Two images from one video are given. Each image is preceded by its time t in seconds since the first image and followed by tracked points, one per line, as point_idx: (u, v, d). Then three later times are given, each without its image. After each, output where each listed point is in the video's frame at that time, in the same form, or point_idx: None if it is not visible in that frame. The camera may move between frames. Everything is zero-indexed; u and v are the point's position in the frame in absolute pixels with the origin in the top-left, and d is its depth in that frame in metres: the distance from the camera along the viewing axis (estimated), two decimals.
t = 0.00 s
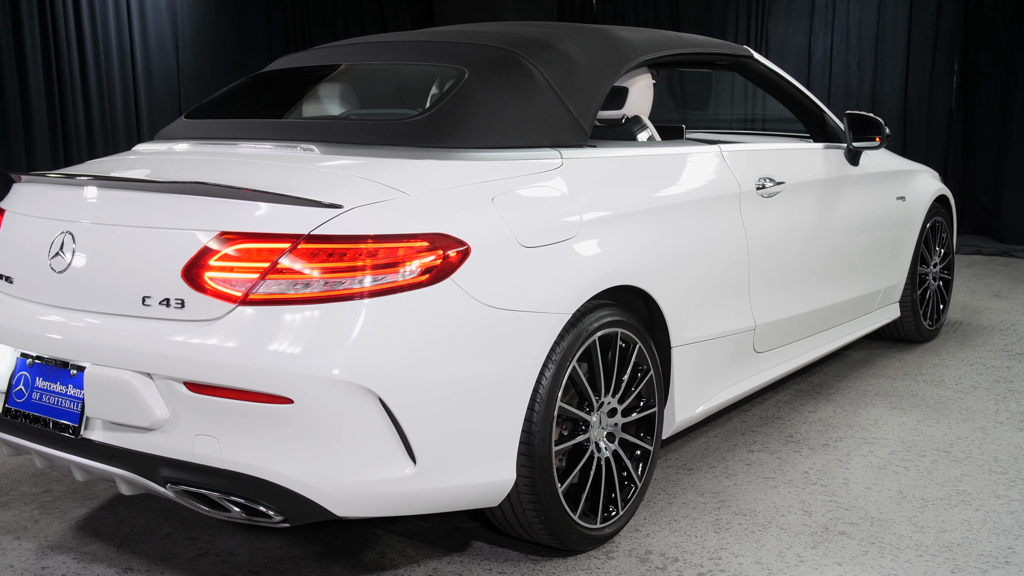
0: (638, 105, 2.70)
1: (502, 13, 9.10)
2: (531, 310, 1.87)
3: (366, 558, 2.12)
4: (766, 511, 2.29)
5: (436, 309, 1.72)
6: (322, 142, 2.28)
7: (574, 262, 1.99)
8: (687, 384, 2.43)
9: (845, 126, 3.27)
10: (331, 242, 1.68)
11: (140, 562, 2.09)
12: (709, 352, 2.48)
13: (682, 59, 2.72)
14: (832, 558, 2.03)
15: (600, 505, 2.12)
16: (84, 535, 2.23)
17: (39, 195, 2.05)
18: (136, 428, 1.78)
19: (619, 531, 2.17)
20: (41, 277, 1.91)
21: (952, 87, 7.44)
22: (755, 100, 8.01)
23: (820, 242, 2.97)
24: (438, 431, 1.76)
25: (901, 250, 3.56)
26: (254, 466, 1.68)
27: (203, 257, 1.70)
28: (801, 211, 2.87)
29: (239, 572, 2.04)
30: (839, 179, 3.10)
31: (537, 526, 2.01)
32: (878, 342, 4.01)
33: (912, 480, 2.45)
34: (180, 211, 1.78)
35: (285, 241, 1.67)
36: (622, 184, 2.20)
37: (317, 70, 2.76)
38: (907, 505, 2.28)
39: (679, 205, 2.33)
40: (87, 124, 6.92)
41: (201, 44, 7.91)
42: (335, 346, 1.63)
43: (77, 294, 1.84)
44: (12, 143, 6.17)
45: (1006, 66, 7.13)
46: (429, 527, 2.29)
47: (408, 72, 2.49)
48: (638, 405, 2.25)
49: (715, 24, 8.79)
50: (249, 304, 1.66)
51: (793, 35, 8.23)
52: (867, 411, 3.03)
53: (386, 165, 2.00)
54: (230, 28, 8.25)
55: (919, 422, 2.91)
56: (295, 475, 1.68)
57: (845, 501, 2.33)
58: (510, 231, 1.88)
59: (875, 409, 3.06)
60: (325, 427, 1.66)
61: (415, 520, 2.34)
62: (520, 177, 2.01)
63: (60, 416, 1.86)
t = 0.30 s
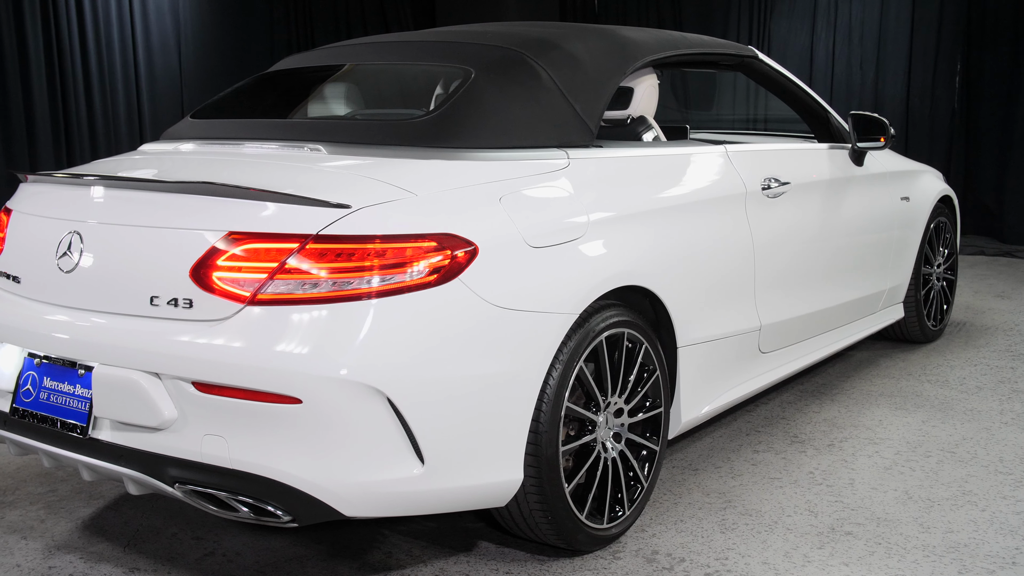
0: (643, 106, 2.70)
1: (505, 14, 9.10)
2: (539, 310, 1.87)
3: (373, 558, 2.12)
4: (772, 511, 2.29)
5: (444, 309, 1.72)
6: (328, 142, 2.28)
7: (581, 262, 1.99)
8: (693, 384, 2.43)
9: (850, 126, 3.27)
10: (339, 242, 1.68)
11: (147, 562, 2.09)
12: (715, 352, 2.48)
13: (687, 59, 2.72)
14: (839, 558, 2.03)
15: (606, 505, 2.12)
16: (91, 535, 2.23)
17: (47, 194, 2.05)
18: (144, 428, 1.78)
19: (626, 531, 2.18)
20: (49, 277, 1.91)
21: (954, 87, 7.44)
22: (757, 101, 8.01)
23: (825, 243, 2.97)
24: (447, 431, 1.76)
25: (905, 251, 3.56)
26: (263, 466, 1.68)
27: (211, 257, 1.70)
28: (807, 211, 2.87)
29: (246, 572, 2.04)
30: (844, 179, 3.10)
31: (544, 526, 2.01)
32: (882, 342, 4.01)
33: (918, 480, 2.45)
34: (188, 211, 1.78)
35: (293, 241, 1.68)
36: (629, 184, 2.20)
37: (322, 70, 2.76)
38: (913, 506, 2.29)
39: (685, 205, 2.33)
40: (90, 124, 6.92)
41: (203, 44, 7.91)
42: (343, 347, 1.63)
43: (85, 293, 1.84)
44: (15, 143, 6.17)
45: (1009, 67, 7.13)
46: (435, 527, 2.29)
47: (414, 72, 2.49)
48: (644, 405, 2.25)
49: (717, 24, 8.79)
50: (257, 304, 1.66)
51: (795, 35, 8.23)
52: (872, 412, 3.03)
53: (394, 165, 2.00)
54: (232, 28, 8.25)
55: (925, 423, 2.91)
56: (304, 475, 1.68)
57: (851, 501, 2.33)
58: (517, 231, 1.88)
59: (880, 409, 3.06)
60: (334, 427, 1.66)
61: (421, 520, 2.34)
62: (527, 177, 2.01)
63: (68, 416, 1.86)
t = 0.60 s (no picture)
0: (649, 107, 2.70)
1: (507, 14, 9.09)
2: (548, 310, 1.87)
3: (381, 558, 2.12)
4: (779, 512, 2.29)
5: (454, 309, 1.72)
6: (336, 142, 2.28)
7: (589, 262, 1.99)
8: (700, 384, 2.43)
9: (855, 126, 3.26)
10: (349, 243, 1.68)
11: (154, 562, 2.09)
12: (721, 353, 2.48)
13: (694, 59, 2.72)
14: (846, 559, 2.03)
15: (613, 505, 2.12)
16: (98, 534, 2.23)
17: (55, 194, 2.05)
18: (153, 428, 1.78)
19: (633, 531, 2.18)
20: (58, 277, 1.91)
21: (957, 87, 7.45)
22: (760, 101, 8.01)
23: (831, 243, 2.97)
24: (456, 431, 1.76)
25: (910, 251, 3.56)
26: (272, 466, 1.68)
27: (221, 257, 1.70)
28: (812, 211, 2.87)
29: (254, 572, 2.04)
30: (849, 180, 3.10)
31: (552, 526, 2.01)
32: (886, 343, 4.01)
33: (924, 481, 2.45)
34: (197, 211, 1.78)
35: (302, 241, 1.68)
36: (636, 184, 2.20)
37: (327, 70, 2.76)
38: (920, 507, 2.28)
39: (692, 205, 2.33)
40: (93, 124, 6.92)
41: (206, 44, 7.90)
42: (352, 347, 1.63)
43: (94, 293, 1.84)
44: (18, 144, 6.17)
45: (1011, 68, 7.13)
46: (442, 527, 2.29)
47: (421, 72, 2.49)
48: (651, 406, 2.25)
49: (720, 25, 8.79)
50: (267, 304, 1.66)
51: (797, 35, 8.23)
52: (877, 412, 3.03)
53: (402, 165, 2.00)
54: (234, 27, 8.25)
55: (930, 424, 2.91)
56: (314, 475, 1.68)
57: (858, 502, 2.33)
58: (526, 231, 1.88)
59: (886, 410, 3.06)
60: (344, 427, 1.66)
61: (428, 520, 2.34)
62: (535, 178, 2.01)
63: (76, 416, 1.86)
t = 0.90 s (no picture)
0: (655, 107, 2.71)
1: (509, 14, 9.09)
2: (557, 310, 1.87)
3: (389, 558, 2.12)
4: (787, 512, 2.29)
5: (464, 309, 1.72)
6: (344, 142, 2.28)
7: (598, 262, 1.99)
8: (708, 384, 2.43)
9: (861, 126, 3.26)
10: (359, 242, 1.68)
11: (163, 562, 2.09)
12: (729, 353, 2.48)
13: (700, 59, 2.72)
14: (855, 559, 2.03)
15: (622, 505, 2.12)
16: (106, 534, 2.23)
17: (64, 194, 2.05)
18: (163, 428, 1.78)
19: (641, 531, 2.18)
20: (67, 277, 1.91)
21: (960, 88, 7.47)
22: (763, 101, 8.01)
23: (837, 243, 2.97)
24: (466, 431, 1.76)
25: (916, 251, 3.56)
26: (283, 466, 1.68)
27: (231, 257, 1.70)
28: (819, 211, 2.87)
29: (263, 572, 2.04)
30: (855, 180, 3.10)
31: (561, 526, 2.01)
32: (891, 343, 4.01)
33: (932, 481, 2.45)
34: (208, 211, 1.78)
35: (313, 241, 1.68)
36: (645, 184, 2.20)
37: (333, 70, 2.76)
38: (928, 507, 2.28)
39: (700, 205, 2.33)
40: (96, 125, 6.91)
41: (209, 44, 7.91)
42: (363, 347, 1.63)
43: (104, 293, 1.84)
44: (22, 145, 6.17)
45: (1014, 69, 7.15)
46: (450, 527, 2.29)
47: (429, 72, 2.49)
48: (659, 406, 2.25)
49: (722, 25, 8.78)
50: (278, 304, 1.66)
51: (800, 36, 8.22)
52: (883, 413, 3.03)
53: (412, 165, 2.00)
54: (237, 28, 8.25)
55: (937, 424, 2.91)
56: (325, 475, 1.68)
57: (866, 502, 2.33)
58: (535, 231, 1.88)
59: (892, 410, 3.05)
60: (355, 427, 1.66)
61: (435, 520, 2.34)
62: (544, 178, 2.01)
63: (86, 416, 1.86)
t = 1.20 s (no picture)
0: (663, 108, 2.71)
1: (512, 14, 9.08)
2: (567, 311, 1.87)
3: (398, 558, 2.12)
4: (795, 513, 2.29)
5: (475, 309, 1.72)
6: (353, 142, 2.28)
7: (608, 263, 1.99)
8: (715, 385, 2.43)
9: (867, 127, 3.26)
10: (370, 243, 1.68)
11: (172, 562, 2.09)
12: (736, 354, 2.48)
13: (708, 59, 2.71)
14: (865, 560, 2.03)
15: (631, 506, 2.12)
16: (114, 534, 2.23)
17: (73, 194, 2.05)
18: (175, 428, 1.78)
19: (650, 532, 2.18)
20: (77, 277, 1.91)
21: (964, 89, 7.44)
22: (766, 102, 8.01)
23: (843, 244, 2.96)
24: (477, 431, 1.76)
25: (921, 252, 3.56)
26: (295, 466, 1.68)
27: (242, 257, 1.70)
28: (826, 212, 2.87)
29: (272, 572, 2.04)
30: (862, 181, 3.10)
31: (571, 527, 2.01)
32: (896, 344, 4.01)
33: (939, 482, 2.45)
34: (219, 211, 1.78)
35: (324, 241, 1.68)
36: (653, 185, 2.20)
37: (338, 71, 2.76)
38: (936, 508, 2.28)
39: (708, 206, 2.33)
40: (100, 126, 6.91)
41: (212, 45, 7.92)
42: (374, 347, 1.63)
43: (114, 293, 1.84)
44: (26, 145, 6.16)
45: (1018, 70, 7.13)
46: (458, 527, 2.29)
47: (437, 72, 2.49)
48: (667, 406, 2.25)
49: (725, 25, 8.78)
50: (289, 304, 1.66)
51: (803, 36, 8.22)
52: (890, 413, 3.03)
53: (422, 166, 2.00)
54: (239, 28, 8.25)
55: (943, 425, 2.91)
56: (336, 476, 1.68)
57: (874, 503, 2.33)
58: (546, 232, 1.88)
59: (898, 411, 3.05)
60: (366, 427, 1.66)
61: (443, 520, 2.34)
62: (553, 178, 2.01)
63: (97, 416, 1.86)
